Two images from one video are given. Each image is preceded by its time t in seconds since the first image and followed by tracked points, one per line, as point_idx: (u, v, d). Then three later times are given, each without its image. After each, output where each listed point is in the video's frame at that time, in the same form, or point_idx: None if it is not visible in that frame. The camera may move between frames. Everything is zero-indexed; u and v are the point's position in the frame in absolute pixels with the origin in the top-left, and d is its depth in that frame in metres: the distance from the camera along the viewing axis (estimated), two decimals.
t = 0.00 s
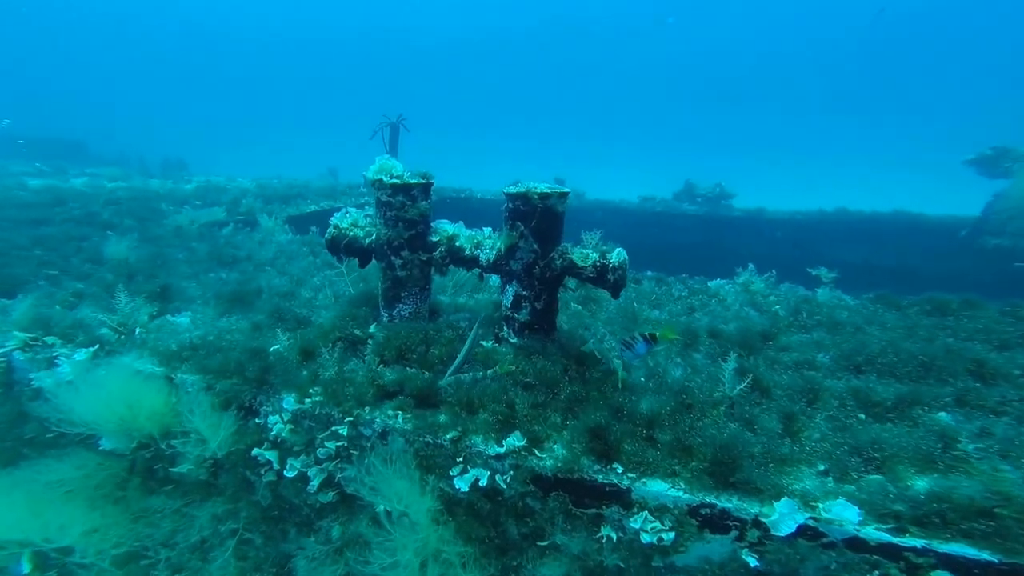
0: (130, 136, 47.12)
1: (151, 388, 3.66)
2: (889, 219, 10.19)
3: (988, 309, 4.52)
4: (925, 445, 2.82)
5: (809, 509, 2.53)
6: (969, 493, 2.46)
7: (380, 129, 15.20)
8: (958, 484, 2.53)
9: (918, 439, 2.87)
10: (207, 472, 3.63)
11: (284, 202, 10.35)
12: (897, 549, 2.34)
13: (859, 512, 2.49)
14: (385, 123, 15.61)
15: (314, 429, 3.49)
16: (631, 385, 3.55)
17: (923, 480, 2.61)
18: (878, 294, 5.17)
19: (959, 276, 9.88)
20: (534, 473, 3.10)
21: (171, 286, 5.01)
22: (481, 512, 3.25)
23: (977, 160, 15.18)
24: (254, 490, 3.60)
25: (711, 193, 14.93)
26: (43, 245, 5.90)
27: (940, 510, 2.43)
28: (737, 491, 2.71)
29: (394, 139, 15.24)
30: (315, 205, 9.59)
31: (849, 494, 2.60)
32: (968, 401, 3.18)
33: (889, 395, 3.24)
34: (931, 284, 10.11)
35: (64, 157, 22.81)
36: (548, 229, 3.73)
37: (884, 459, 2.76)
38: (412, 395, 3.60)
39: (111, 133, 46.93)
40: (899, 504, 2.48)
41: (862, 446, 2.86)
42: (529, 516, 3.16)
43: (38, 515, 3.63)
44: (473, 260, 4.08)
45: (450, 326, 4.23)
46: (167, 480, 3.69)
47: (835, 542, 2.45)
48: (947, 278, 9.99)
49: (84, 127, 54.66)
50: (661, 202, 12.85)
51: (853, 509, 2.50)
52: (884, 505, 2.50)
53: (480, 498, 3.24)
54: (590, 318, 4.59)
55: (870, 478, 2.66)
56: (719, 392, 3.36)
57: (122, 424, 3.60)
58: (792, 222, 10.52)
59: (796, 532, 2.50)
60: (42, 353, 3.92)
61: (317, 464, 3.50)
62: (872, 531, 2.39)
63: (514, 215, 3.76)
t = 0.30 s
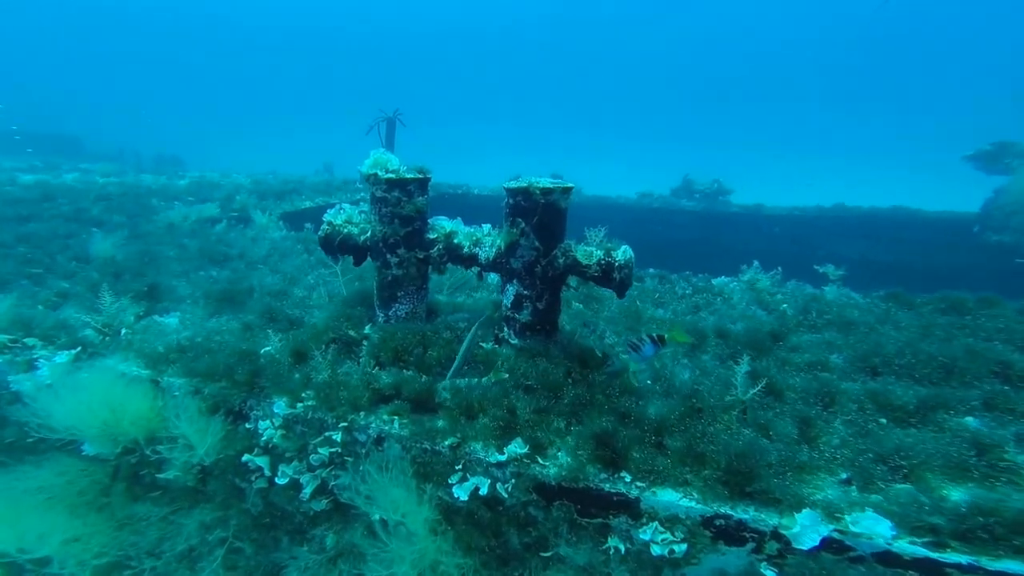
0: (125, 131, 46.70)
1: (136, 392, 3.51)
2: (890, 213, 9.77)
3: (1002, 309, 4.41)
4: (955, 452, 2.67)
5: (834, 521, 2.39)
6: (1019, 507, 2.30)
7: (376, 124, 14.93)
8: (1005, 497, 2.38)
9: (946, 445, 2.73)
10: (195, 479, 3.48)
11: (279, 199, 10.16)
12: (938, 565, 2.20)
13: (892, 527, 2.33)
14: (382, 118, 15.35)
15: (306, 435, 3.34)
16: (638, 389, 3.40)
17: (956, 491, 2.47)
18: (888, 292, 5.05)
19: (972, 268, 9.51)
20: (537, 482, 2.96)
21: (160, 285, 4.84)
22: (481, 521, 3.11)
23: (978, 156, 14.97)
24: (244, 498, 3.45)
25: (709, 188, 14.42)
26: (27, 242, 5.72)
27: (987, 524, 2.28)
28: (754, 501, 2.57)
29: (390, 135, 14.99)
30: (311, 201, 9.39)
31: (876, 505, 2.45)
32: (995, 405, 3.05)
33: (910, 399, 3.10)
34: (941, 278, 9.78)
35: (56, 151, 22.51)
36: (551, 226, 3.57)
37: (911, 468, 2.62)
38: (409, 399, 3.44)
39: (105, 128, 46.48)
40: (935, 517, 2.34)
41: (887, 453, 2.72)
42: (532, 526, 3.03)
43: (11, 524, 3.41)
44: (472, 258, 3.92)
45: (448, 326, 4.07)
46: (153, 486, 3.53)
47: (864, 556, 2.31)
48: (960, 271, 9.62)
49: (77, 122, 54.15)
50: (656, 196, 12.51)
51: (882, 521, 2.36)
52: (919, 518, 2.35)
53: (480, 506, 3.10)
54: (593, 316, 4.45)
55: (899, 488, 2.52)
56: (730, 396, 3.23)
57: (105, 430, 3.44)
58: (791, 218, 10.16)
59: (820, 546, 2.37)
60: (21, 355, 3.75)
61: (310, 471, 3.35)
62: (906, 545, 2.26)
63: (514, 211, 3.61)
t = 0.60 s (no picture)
0: (122, 129, 46.47)
1: (120, 396, 3.39)
2: (889, 212, 9.84)
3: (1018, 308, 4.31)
4: (989, 460, 2.54)
5: (862, 534, 2.26)
6: None
7: (376, 122, 14.73)
8: None
9: (977, 453, 2.59)
10: (184, 485, 3.34)
11: (276, 197, 10.02)
12: None
13: (930, 543, 2.18)
14: (381, 116, 15.18)
15: (300, 440, 3.19)
16: (646, 392, 3.27)
17: (995, 502, 2.34)
18: (899, 290, 4.93)
19: (980, 265, 9.26)
20: (541, 490, 2.83)
21: (149, 285, 4.70)
22: (483, 530, 2.98)
23: (979, 155, 14.87)
24: (235, 505, 3.31)
25: (709, 186, 14.18)
26: (15, 241, 5.57)
27: None
28: (772, 511, 2.44)
29: (389, 132, 14.81)
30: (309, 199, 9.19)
31: (907, 517, 2.31)
32: None
33: (932, 402, 2.97)
34: (948, 276, 9.41)
35: (52, 149, 22.34)
36: (553, 223, 3.43)
37: (942, 477, 2.48)
38: (406, 403, 3.30)
39: (102, 126, 46.24)
40: (978, 531, 2.19)
41: (914, 462, 2.58)
42: (535, 536, 2.90)
43: None
44: (472, 257, 3.77)
45: (447, 326, 3.92)
46: (141, 492, 3.39)
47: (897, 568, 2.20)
48: (966, 269, 9.33)
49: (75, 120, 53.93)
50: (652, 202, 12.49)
51: (916, 534, 2.22)
52: (959, 532, 2.21)
53: (481, 515, 2.97)
54: (596, 315, 4.30)
55: (929, 498, 2.38)
56: (742, 399, 3.12)
57: (87, 436, 3.30)
58: (792, 217, 10.09)
59: (849, 560, 2.25)
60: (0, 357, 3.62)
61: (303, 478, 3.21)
62: (946, 561, 2.12)
63: (515, 208, 3.46)
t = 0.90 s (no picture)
0: (119, 127, 46.20)
1: (105, 399, 3.26)
2: (893, 207, 9.52)
3: None
4: None
5: (890, 548, 2.15)
6: None
7: (376, 119, 14.56)
8: None
9: (1011, 462, 2.49)
10: (175, 489, 3.19)
11: (273, 194, 9.87)
12: None
13: (972, 560, 2.05)
14: (379, 113, 14.98)
15: (294, 445, 3.06)
16: (655, 395, 3.15)
17: None
18: (909, 288, 4.82)
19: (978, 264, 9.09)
20: (546, 498, 2.71)
21: (139, 284, 4.56)
22: (485, 539, 2.85)
23: (981, 152, 14.75)
24: (227, 510, 3.17)
25: (710, 183, 14.05)
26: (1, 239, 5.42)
27: None
28: (793, 522, 2.34)
29: (388, 129, 14.63)
30: (307, 197, 9.05)
31: (942, 530, 2.20)
32: None
33: (957, 406, 2.92)
34: (951, 273, 9.47)
35: (47, 146, 22.15)
36: (556, 220, 3.30)
37: (977, 487, 2.37)
38: (404, 407, 3.18)
39: (99, 124, 45.96)
40: None
41: (945, 471, 2.48)
42: (540, 545, 2.77)
43: None
44: (471, 255, 3.63)
45: (446, 326, 3.79)
46: (129, 496, 3.23)
47: None
48: (970, 266, 9.36)
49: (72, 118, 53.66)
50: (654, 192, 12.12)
51: (954, 549, 2.10)
52: (1002, 547, 2.08)
53: (483, 524, 2.84)
54: (599, 313, 4.17)
55: (964, 510, 2.28)
56: (755, 402, 3.03)
57: (70, 440, 3.16)
58: (795, 214, 9.71)
59: None
60: None
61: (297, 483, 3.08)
62: None
63: (517, 205, 3.32)
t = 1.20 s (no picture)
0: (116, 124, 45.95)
1: (91, 399, 3.12)
2: (896, 206, 9.44)
3: None
4: None
5: (919, 560, 2.03)
6: None
7: (376, 116, 14.41)
8: None
9: None
10: (165, 494, 3.06)
11: (270, 191, 9.72)
12: None
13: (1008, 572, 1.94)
14: (379, 110, 14.80)
15: (290, 449, 2.94)
16: (664, 397, 3.03)
17: None
18: (922, 287, 4.71)
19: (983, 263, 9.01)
20: (552, 506, 2.58)
21: (128, 282, 4.44)
22: (488, 547, 2.73)
23: (985, 152, 14.67)
24: (219, 516, 3.04)
25: (713, 181, 13.93)
26: None
27: None
28: (813, 532, 2.22)
29: (388, 126, 14.47)
30: (304, 194, 8.91)
31: (973, 540, 2.09)
32: None
33: (981, 410, 2.80)
34: (957, 272, 9.31)
35: (42, 142, 21.93)
36: (561, 216, 3.16)
37: (1008, 495, 2.26)
38: (404, 410, 3.05)
39: (96, 121, 45.68)
40: None
41: (973, 478, 2.37)
42: (546, 554, 2.65)
43: None
44: (473, 252, 3.50)
45: (447, 325, 3.66)
46: (117, 501, 3.10)
47: None
48: (976, 265, 9.21)
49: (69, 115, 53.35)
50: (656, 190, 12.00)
51: (987, 561, 1.99)
52: None
53: (487, 532, 2.72)
54: (604, 312, 4.05)
55: (995, 519, 2.17)
56: (769, 406, 2.91)
57: (54, 443, 3.06)
58: (797, 212, 9.58)
59: None
60: None
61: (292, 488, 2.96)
62: None
63: (520, 200, 3.19)
